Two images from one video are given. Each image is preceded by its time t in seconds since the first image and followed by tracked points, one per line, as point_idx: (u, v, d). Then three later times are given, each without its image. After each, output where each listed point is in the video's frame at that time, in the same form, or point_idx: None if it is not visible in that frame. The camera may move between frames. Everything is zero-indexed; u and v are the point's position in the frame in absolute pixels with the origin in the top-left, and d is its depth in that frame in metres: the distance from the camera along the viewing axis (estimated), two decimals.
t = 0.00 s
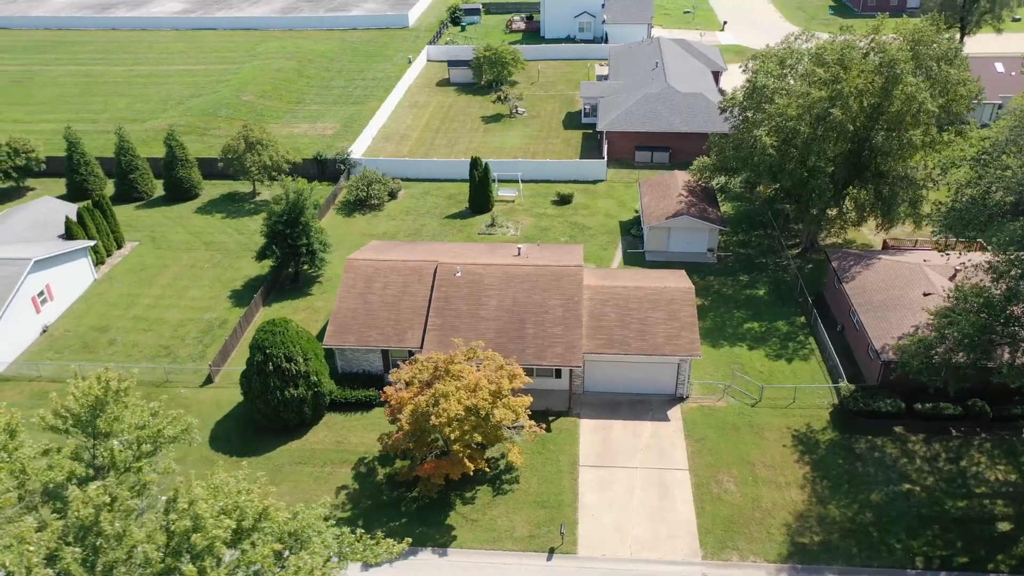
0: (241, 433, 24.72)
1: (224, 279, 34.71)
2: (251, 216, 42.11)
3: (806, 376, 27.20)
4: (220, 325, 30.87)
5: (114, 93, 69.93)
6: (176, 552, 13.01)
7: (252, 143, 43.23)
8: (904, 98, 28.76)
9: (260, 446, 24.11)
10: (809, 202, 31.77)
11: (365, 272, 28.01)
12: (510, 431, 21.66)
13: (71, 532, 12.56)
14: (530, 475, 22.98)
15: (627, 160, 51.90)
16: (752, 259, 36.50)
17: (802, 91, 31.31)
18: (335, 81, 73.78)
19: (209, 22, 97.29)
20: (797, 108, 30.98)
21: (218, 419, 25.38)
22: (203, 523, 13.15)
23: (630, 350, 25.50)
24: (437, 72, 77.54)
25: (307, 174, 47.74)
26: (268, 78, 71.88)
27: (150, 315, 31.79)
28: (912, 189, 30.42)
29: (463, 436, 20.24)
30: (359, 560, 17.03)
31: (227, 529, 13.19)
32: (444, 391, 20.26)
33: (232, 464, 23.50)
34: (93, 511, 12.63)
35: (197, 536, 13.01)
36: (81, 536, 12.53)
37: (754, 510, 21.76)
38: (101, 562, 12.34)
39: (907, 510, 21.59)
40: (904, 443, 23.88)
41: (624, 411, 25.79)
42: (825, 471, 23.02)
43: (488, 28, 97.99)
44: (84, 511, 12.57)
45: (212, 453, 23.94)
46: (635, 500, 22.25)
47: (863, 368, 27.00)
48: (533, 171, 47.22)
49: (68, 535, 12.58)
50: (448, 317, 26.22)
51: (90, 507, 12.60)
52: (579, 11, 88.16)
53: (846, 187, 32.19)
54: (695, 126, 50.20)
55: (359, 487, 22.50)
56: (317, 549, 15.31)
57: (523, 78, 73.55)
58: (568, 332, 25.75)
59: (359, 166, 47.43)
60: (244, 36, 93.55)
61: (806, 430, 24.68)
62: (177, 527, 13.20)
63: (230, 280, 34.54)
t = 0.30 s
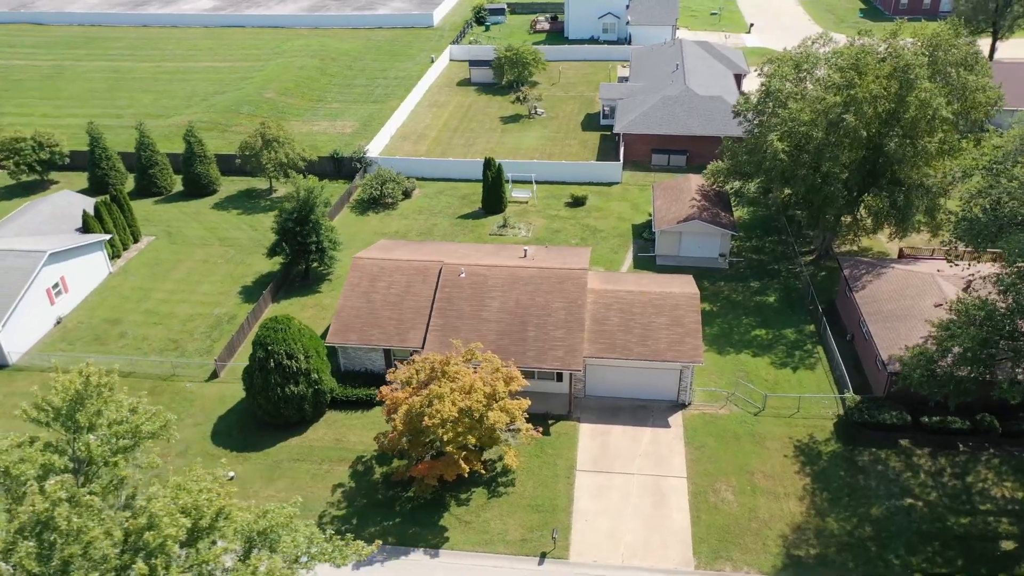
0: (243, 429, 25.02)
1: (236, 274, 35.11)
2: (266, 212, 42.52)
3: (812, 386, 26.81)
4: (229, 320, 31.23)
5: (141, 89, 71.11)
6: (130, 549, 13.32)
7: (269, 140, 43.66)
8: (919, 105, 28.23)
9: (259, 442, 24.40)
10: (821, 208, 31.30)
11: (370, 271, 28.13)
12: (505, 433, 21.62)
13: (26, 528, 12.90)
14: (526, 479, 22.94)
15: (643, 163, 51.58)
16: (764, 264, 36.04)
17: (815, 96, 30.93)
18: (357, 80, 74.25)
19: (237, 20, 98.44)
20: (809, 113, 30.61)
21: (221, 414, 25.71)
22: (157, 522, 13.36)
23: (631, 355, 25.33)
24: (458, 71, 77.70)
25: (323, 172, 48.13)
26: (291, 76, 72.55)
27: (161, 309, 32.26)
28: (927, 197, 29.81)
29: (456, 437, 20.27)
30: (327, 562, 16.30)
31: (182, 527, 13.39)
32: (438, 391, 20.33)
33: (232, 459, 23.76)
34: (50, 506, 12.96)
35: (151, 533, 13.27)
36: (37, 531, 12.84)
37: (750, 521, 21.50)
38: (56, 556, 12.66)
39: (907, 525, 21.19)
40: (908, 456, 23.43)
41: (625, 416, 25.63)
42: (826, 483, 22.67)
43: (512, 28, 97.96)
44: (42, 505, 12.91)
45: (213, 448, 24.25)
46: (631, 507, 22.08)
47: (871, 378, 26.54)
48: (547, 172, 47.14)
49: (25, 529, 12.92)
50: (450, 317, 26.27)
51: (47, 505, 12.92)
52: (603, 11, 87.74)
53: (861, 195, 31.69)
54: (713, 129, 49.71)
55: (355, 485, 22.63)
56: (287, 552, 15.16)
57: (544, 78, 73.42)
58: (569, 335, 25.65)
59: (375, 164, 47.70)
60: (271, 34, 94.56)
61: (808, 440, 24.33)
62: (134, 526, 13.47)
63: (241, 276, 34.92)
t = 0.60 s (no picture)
0: (244, 423, 25.32)
1: (248, 270, 35.52)
2: (283, 209, 42.99)
3: (817, 397, 26.39)
4: (238, 316, 31.63)
5: (169, 85, 72.31)
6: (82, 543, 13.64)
7: (287, 137, 44.11)
8: (934, 112, 27.70)
9: (260, 437, 24.68)
10: (834, 216, 30.77)
11: (376, 270, 28.24)
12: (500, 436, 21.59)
13: None
14: (521, 482, 22.91)
15: (661, 166, 51.18)
16: (776, 271, 35.56)
17: (829, 102, 30.48)
18: (381, 78, 74.73)
19: (267, 17, 99.55)
20: (822, 119, 30.18)
21: (224, 409, 26.05)
22: (106, 517, 13.55)
23: (632, 361, 25.14)
24: (482, 71, 77.80)
25: (341, 169, 48.50)
26: (316, 73, 73.24)
27: (173, 303, 32.78)
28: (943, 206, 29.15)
29: (449, 438, 20.31)
30: (292, 561, 16.22)
31: (131, 524, 13.59)
32: (431, 392, 20.40)
33: (231, 454, 24.05)
34: None
35: (99, 530, 13.52)
36: None
37: (745, 532, 21.24)
38: (11, 548, 13.02)
39: (906, 542, 20.77)
40: (911, 471, 22.95)
41: (624, 422, 25.47)
42: (825, 495, 22.32)
43: (539, 28, 97.77)
44: None
45: (214, 442, 24.59)
46: (625, 514, 21.95)
47: (879, 391, 26.02)
48: (563, 174, 47.01)
49: None
50: (452, 318, 26.32)
51: None
52: (629, 12, 87.17)
53: (876, 203, 31.19)
54: (732, 133, 49.12)
55: (350, 483, 22.78)
56: (251, 550, 15.47)
57: (567, 79, 73.19)
58: (570, 339, 25.55)
59: (392, 163, 47.94)
60: (299, 31, 95.54)
61: (810, 452, 23.96)
62: (87, 522, 13.74)
63: (253, 271, 35.34)
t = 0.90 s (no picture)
0: (246, 419, 25.60)
1: (260, 267, 35.92)
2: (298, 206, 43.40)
3: (822, 408, 26.00)
4: (248, 311, 32.00)
5: (196, 81, 73.37)
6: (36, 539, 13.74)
7: (304, 135, 44.50)
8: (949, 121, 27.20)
9: (260, 433, 24.95)
10: (846, 225, 30.27)
11: (381, 269, 28.39)
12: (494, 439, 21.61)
13: None
14: (516, 486, 22.88)
15: (679, 170, 50.78)
16: (789, 279, 35.06)
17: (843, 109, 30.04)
18: (404, 77, 75.10)
19: (296, 15, 100.49)
20: (835, 126, 29.74)
21: (227, 404, 26.37)
22: (61, 513, 13.79)
23: (633, 367, 24.97)
24: (505, 71, 77.82)
25: (358, 168, 48.82)
26: (340, 72, 73.82)
27: (185, 298, 33.26)
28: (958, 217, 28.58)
29: (441, 441, 20.42)
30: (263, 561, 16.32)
31: (86, 520, 13.73)
32: (425, 394, 20.51)
33: (232, 449, 24.34)
34: None
35: (52, 527, 13.67)
36: None
37: (739, 544, 20.99)
38: None
39: (905, 559, 20.38)
40: (914, 487, 22.48)
41: (624, 428, 25.32)
42: (824, 509, 21.98)
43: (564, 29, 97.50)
44: None
45: (216, 436, 24.91)
46: (619, 521, 21.82)
47: (885, 404, 25.56)
48: (578, 176, 46.85)
49: None
50: (454, 319, 26.39)
51: None
52: (655, 14, 86.56)
53: (891, 211, 30.65)
54: (751, 138, 48.58)
55: (346, 481, 22.94)
56: (221, 548, 15.70)
57: (590, 81, 72.93)
58: (571, 344, 25.46)
59: (408, 163, 48.17)
60: (326, 30, 96.38)
61: (811, 464, 23.61)
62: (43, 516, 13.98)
63: (265, 268, 35.72)
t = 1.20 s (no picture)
0: (251, 414, 25.95)
1: (275, 263, 36.37)
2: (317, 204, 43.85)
3: (828, 421, 25.55)
4: (260, 307, 32.42)
5: (227, 77, 74.55)
6: None
7: (325, 133, 44.97)
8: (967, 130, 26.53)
9: (264, 428, 25.27)
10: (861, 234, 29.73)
11: (389, 269, 28.56)
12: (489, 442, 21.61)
13: None
14: (512, 490, 22.85)
15: (700, 175, 50.28)
16: (804, 288, 34.53)
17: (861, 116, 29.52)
18: (431, 77, 75.47)
19: (328, 13, 101.50)
20: (851, 134, 29.21)
21: (234, 398, 26.76)
22: (18, 506, 14.19)
23: (635, 373, 24.78)
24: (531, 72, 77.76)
25: (378, 166, 49.19)
26: (367, 70, 74.44)
27: (200, 291, 33.82)
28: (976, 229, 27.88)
29: (435, 442, 20.52)
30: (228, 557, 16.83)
31: (43, 513, 14.15)
32: (420, 395, 20.64)
33: (235, 443, 24.69)
34: None
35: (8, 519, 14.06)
36: None
37: (733, 556, 20.73)
38: None
39: None
40: (918, 506, 21.98)
41: (625, 435, 25.15)
42: (823, 524, 21.59)
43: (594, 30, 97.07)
44: None
45: (220, 430, 25.29)
46: (613, 529, 21.68)
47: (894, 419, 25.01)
48: (597, 179, 46.65)
49: None
50: (459, 321, 26.46)
51: None
52: (685, 16, 85.78)
53: (910, 222, 29.77)
54: (774, 143, 47.91)
55: (344, 479, 23.13)
56: (190, 543, 16.31)
57: (616, 83, 72.53)
58: (574, 348, 25.36)
59: (428, 162, 48.40)
60: (357, 28, 97.24)
61: (813, 478, 23.22)
62: (1, 510, 14.45)
63: (280, 264, 36.17)
